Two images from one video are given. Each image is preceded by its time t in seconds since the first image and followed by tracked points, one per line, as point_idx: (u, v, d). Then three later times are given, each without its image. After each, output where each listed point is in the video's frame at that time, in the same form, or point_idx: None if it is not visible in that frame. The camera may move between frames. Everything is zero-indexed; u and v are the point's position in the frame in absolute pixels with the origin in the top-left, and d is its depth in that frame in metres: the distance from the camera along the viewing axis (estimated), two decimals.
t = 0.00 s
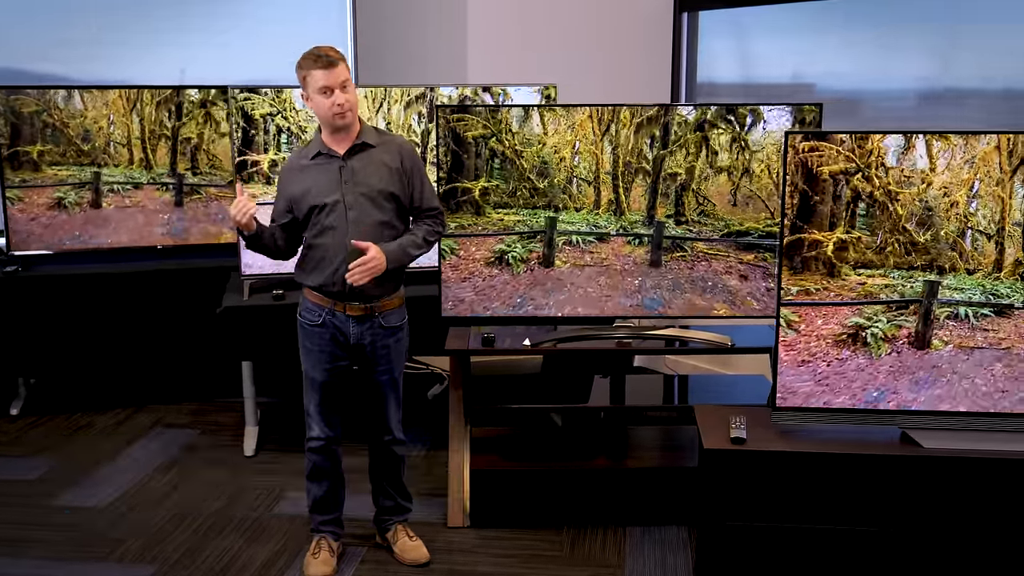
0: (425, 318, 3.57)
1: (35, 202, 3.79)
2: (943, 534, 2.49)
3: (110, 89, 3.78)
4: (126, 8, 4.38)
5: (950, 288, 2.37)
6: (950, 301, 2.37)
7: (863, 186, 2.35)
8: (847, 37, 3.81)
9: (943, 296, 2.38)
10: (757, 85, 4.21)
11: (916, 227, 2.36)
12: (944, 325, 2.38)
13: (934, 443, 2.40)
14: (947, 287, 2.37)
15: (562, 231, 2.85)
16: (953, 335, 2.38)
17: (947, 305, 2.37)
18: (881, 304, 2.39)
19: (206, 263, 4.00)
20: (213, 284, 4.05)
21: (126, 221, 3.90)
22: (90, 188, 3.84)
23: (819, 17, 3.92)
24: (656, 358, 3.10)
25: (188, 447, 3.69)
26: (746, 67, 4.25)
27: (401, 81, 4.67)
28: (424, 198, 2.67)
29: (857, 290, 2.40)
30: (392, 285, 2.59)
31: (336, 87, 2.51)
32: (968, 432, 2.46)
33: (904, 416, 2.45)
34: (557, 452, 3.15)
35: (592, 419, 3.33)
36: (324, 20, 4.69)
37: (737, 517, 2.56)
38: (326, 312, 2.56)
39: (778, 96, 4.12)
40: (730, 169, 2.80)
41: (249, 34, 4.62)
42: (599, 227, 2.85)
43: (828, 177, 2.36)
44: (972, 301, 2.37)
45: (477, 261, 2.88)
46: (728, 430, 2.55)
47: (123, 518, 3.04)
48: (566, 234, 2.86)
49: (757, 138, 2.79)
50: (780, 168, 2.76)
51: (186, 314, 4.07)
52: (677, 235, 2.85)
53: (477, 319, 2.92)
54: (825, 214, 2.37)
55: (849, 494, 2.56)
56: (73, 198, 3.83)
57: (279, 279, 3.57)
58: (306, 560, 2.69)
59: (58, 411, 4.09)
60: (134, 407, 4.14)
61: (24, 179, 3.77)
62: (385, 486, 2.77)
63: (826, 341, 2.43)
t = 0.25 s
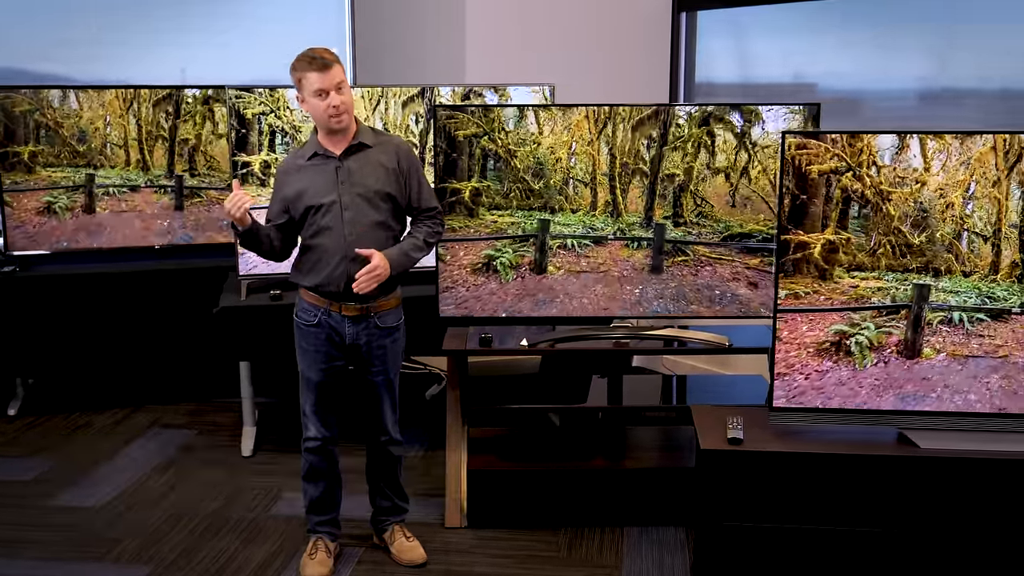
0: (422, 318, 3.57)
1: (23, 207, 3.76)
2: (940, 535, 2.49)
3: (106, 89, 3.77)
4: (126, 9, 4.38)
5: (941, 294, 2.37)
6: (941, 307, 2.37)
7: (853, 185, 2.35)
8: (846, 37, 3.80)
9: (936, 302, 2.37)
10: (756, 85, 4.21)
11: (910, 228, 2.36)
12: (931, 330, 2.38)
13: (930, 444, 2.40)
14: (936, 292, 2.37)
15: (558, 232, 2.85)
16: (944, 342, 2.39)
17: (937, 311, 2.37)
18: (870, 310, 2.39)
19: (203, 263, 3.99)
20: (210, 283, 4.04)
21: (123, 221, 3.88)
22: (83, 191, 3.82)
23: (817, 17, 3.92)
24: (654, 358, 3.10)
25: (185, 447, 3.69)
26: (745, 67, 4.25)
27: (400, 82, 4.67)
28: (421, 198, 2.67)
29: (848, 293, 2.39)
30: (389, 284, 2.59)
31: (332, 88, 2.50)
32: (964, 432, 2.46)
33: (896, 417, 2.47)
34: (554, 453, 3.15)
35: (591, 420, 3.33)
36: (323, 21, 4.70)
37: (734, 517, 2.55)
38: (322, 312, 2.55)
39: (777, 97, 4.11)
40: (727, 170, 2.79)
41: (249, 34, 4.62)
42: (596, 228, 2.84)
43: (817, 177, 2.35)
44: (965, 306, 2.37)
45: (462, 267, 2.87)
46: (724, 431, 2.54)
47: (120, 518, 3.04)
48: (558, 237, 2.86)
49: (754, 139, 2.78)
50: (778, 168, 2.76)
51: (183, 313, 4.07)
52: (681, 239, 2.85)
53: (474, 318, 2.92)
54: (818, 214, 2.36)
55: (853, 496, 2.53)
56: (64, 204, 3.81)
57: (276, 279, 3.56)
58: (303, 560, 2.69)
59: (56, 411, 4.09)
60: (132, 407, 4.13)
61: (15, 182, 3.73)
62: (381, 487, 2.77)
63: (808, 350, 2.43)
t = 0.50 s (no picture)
0: (419, 318, 3.57)
1: (14, 212, 3.77)
2: (937, 535, 2.49)
3: (103, 89, 3.75)
4: (126, 9, 4.38)
5: (932, 299, 2.37)
6: (931, 311, 2.37)
7: (843, 185, 2.35)
8: (845, 37, 3.80)
9: (926, 305, 2.38)
10: (754, 85, 4.21)
11: (904, 230, 2.35)
12: (919, 333, 2.38)
13: (928, 444, 2.40)
14: (926, 296, 2.37)
15: (555, 233, 2.84)
16: (937, 347, 2.39)
17: (925, 317, 2.38)
18: (859, 314, 2.40)
19: (201, 263, 3.99)
20: (208, 283, 4.03)
21: (120, 223, 3.86)
22: (75, 195, 3.81)
23: (814, 17, 3.92)
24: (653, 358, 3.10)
25: (183, 448, 3.69)
26: (743, 67, 4.26)
27: (399, 81, 4.66)
28: (418, 204, 2.68)
29: (838, 297, 2.40)
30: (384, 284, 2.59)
31: (330, 75, 2.49)
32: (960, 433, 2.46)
33: (896, 417, 2.47)
34: (552, 453, 3.14)
35: (588, 420, 3.33)
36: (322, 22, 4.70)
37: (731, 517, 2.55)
38: (318, 313, 2.55)
39: (775, 97, 4.11)
40: (726, 170, 2.79)
41: (249, 34, 4.62)
42: (592, 229, 2.84)
43: (806, 175, 2.36)
44: (959, 310, 2.37)
45: (447, 275, 2.88)
46: (721, 431, 2.54)
47: (117, 519, 3.03)
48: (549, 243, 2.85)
49: (752, 138, 2.78)
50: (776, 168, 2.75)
51: (181, 312, 4.07)
52: (680, 241, 2.84)
53: (470, 318, 2.92)
54: (812, 213, 2.37)
55: (852, 493, 2.53)
56: (54, 210, 3.80)
57: (272, 279, 3.55)
58: (299, 561, 2.68)
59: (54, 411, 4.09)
60: (130, 407, 4.13)
61: (12, 183, 3.75)
62: (378, 487, 2.76)
63: (787, 359, 2.45)
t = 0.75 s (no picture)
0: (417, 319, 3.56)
1: (3, 217, 3.73)
2: (935, 536, 2.48)
3: (100, 89, 3.75)
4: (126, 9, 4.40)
5: (925, 302, 2.36)
6: (921, 315, 2.37)
7: (840, 186, 2.35)
8: (844, 38, 3.80)
9: (918, 309, 2.37)
10: (754, 86, 4.21)
11: (900, 230, 2.35)
12: (909, 336, 2.38)
13: (925, 445, 2.39)
14: (918, 299, 2.37)
15: (552, 232, 2.84)
16: (931, 353, 2.39)
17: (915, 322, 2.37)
18: (848, 319, 2.39)
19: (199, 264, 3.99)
20: (206, 283, 4.07)
21: (119, 222, 3.87)
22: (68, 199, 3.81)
23: (814, 17, 3.92)
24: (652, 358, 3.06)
25: (181, 448, 3.69)
26: (743, 68, 4.25)
27: (399, 82, 4.66)
28: (416, 211, 2.68)
29: (826, 301, 2.39)
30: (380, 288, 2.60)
31: (326, 77, 2.47)
32: (957, 434, 2.46)
33: (894, 418, 2.44)
34: (550, 454, 3.14)
35: (586, 420, 3.29)
36: (325, 18, 4.84)
37: (728, 518, 2.55)
38: (313, 313, 2.54)
39: (774, 97, 4.11)
40: (724, 169, 2.79)
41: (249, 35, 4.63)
42: (590, 229, 2.83)
43: (799, 175, 2.35)
44: (954, 313, 2.37)
45: (434, 281, 2.86)
46: (718, 432, 2.53)
47: (114, 520, 3.03)
48: (543, 245, 2.84)
49: (750, 138, 2.78)
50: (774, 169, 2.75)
51: (177, 313, 4.07)
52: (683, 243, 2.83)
53: (466, 320, 2.91)
54: (809, 213, 2.36)
55: (849, 494, 2.52)
56: (45, 216, 3.80)
57: (269, 279, 3.55)
58: (296, 562, 2.68)
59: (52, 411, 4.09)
60: (128, 408, 4.13)
61: (5, 185, 3.72)
62: (373, 487, 2.76)
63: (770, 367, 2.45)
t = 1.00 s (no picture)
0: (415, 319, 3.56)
1: None
2: (932, 536, 2.48)
3: (98, 88, 3.75)
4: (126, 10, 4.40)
5: (919, 304, 2.36)
6: (912, 318, 2.37)
7: (838, 186, 2.34)
8: (843, 38, 3.79)
9: (908, 313, 2.37)
10: (753, 86, 4.20)
11: (895, 230, 2.34)
12: (900, 339, 2.38)
13: (923, 446, 2.39)
14: (914, 299, 2.36)
15: (550, 232, 2.83)
16: (926, 360, 2.39)
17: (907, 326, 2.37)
18: (838, 324, 2.39)
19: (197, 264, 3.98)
20: (203, 283, 4.10)
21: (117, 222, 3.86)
22: (63, 204, 3.79)
23: (813, 17, 3.91)
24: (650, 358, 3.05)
25: (179, 449, 3.68)
26: (742, 68, 4.25)
27: (398, 82, 4.66)
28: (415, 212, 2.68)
29: (819, 303, 2.39)
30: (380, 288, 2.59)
31: (330, 79, 2.46)
32: (954, 434, 2.45)
33: (892, 420, 2.43)
34: (547, 454, 3.13)
35: (584, 420, 3.32)
36: (324, 19, 4.86)
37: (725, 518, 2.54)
38: (312, 313, 2.52)
39: (773, 96, 4.11)
40: (723, 168, 2.78)
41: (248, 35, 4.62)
42: (588, 229, 2.83)
43: (794, 175, 2.34)
44: (950, 315, 2.36)
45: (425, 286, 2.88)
46: (715, 433, 2.53)
47: (111, 520, 3.02)
48: (535, 246, 2.84)
49: (747, 138, 2.77)
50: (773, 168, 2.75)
51: (175, 312, 4.11)
52: (695, 246, 2.83)
53: (464, 320, 2.91)
54: (806, 212, 2.36)
55: (837, 494, 2.57)
56: (34, 224, 3.78)
57: (267, 279, 3.54)
58: (293, 563, 2.67)
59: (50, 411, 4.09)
60: (126, 408, 4.13)
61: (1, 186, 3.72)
62: (370, 487, 2.75)
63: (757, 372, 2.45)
